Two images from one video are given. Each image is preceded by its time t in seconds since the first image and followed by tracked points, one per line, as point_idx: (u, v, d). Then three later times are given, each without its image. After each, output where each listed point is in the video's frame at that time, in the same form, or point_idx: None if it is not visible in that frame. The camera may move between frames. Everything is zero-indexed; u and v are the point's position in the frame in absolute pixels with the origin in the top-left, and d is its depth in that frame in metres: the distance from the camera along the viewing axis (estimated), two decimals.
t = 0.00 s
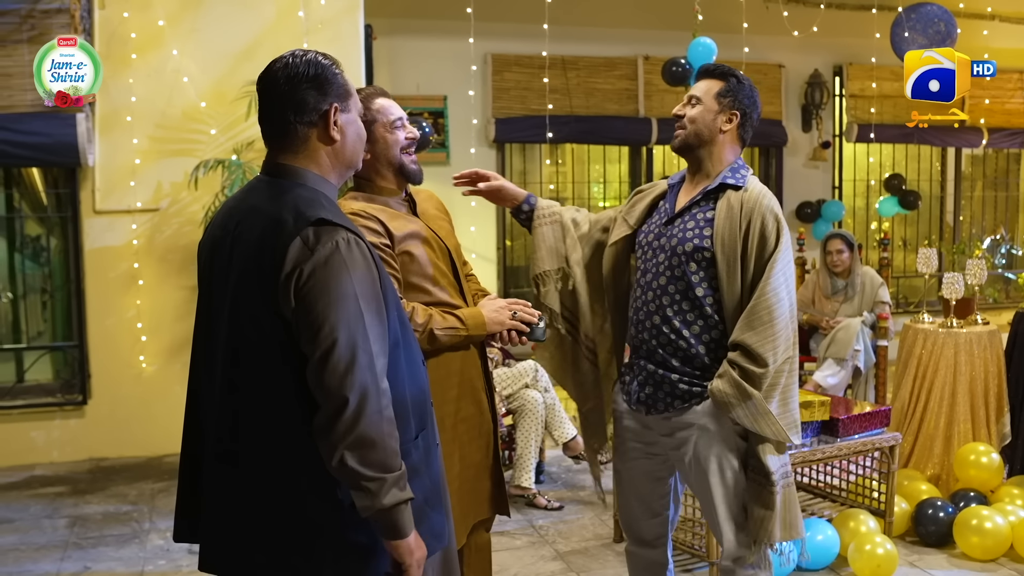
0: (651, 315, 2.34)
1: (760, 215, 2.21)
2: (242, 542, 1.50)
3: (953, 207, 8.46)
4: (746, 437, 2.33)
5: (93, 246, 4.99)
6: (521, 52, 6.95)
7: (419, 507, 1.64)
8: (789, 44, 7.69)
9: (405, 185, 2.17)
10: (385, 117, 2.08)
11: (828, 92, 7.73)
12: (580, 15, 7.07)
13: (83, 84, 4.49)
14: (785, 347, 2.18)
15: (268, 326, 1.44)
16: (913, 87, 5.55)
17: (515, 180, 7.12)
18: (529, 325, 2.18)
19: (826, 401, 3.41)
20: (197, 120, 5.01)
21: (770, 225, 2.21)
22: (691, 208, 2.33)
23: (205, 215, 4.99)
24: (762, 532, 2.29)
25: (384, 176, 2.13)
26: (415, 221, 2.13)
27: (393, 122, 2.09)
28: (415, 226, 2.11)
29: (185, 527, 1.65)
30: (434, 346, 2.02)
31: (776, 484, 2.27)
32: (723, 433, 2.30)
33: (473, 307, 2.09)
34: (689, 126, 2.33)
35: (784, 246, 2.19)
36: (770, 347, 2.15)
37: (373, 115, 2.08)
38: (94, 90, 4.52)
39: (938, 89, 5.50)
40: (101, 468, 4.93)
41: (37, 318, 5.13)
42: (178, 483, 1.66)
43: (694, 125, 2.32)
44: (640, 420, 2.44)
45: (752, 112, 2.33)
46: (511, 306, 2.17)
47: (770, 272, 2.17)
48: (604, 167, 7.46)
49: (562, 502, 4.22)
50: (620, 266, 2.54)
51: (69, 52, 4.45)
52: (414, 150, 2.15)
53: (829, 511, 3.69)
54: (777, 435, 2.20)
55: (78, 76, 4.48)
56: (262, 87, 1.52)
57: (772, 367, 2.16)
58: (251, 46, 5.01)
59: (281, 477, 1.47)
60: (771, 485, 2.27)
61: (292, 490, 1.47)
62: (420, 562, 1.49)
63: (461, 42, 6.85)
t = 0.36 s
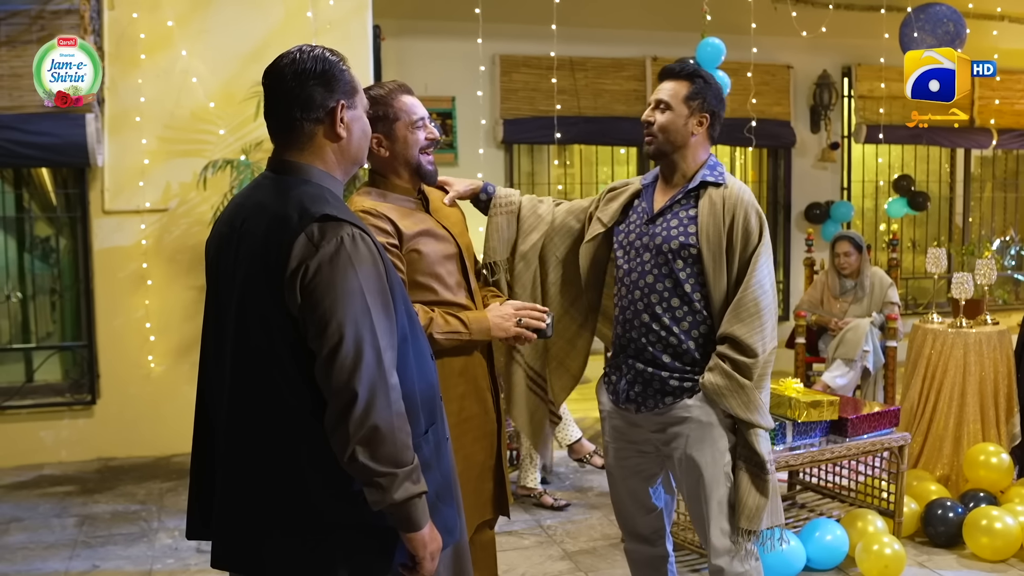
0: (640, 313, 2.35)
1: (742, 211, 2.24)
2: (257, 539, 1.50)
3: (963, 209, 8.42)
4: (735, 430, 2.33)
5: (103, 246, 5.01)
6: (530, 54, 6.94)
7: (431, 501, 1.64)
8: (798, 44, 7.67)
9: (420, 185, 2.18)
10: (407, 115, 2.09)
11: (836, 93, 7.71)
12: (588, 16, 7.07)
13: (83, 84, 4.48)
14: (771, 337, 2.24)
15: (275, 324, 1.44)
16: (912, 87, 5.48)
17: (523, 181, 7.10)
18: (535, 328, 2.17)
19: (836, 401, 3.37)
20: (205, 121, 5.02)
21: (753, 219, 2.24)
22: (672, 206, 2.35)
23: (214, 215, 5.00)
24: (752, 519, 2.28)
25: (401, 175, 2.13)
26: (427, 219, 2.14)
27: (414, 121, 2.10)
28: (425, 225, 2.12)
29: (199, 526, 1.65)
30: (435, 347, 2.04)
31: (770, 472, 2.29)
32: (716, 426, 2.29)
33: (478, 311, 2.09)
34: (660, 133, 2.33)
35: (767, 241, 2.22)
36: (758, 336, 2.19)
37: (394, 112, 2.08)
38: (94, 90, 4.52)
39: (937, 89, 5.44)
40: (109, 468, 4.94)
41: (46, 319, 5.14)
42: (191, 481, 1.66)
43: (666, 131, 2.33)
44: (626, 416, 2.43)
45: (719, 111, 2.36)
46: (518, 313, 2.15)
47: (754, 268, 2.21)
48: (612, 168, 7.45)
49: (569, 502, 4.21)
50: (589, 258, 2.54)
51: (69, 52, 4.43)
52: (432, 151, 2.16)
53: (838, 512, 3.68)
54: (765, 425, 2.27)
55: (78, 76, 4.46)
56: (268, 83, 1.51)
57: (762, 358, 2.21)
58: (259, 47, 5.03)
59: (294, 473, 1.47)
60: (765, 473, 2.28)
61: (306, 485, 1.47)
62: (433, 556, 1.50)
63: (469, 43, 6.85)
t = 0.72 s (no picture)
0: (618, 313, 2.36)
1: (710, 207, 2.24)
2: (258, 535, 1.50)
3: (964, 211, 8.42)
4: (721, 423, 2.32)
5: (104, 246, 5.01)
6: (532, 55, 6.95)
7: (431, 498, 1.64)
8: (799, 46, 7.68)
9: (436, 181, 2.19)
10: (426, 111, 2.10)
11: (837, 95, 7.71)
12: (589, 18, 7.07)
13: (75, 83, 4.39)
14: (751, 328, 2.23)
15: (275, 320, 1.45)
16: (913, 87, 5.67)
17: (524, 183, 7.11)
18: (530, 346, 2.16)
19: (837, 401, 3.36)
20: (207, 121, 5.03)
21: (721, 214, 2.25)
22: (642, 207, 2.34)
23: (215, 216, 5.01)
24: (744, 510, 2.29)
25: (417, 169, 2.15)
26: (436, 215, 2.15)
27: (434, 116, 2.11)
28: (431, 223, 2.12)
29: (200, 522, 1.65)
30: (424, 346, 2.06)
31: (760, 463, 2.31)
32: (702, 418, 2.29)
33: (473, 315, 2.08)
34: (620, 157, 2.31)
35: (736, 234, 2.23)
36: (735, 326, 2.19)
37: (414, 107, 2.09)
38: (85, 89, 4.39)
39: (938, 89, 5.61)
40: (111, 468, 4.94)
41: (48, 321, 5.14)
42: (191, 478, 1.66)
43: (624, 152, 2.31)
44: (617, 415, 2.44)
45: (670, 115, 2.31)
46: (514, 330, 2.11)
47: (727, 262, 2.21)
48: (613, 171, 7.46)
49: (570, 502, 4.21)
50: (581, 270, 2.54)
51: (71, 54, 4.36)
52: (450, 148, 2.17)
53: (839, 512, 3.68)
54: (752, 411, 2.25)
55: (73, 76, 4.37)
56: (267, 76, 1.52)
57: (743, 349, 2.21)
58: (261, 48, 5.04)
59: (293, 469, 1.47)
60: (754, 463, 2.30)
61: (307, 481, 1.47)
62: (431, 554, 1.50)
63: (470, 44, 6.86)
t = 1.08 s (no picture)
0: (602, 316, 2.35)
1: (682, 202, 2.23)
2: (252, 530, 1.50)
3: (962, 213, 8.44)
4: (711, 418, 2.33)
5: (103, 246, 5.01)
6: (530, 56, 6.95)
7: (427, 495, 1.64)
8: (798, 47, 7.68)
9: (458, 179, 2.19)
10: (462, 108, 2.09)
11: (836, 96, 7.72)
12: (588, 19, 7.08)
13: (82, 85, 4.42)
14: (732, 321, 2.21)
15: (270, 315, 1.45)
16: (913, 87, 5.66)
17: (523, 183, 7.12)
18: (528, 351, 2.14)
19: (836, 399, 3.37)
20: (206, 122, 5.03)
21: (693, 207, 2.23)
22: (614, 209, 2.33)
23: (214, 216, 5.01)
24: (736, 503, 2.28)
25: (444, 163, 2.15)
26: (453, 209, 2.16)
27: (468, 115, 2.10)
28: (444, 218, 2.13)
29: (194, 517, 1.65)
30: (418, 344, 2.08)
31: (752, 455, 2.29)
32: (690, 414, 2.30)
33: (467, 319, 2.08)
34: (587, 166, 2.29)
35: (711, 228, 2.21)
36: (717, 321, 2.17)
37: (450, 102, 2.09)
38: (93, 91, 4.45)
39: (937, 89, 5.61)
40: (109, 469, 4.94)
41: (46, 322, 5.14)
42: (185, 473, 1.66)
43: (590, 162, 2.28)
44: (608, 415, 2.44)
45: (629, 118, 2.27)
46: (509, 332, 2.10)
47: (704, 254, 2.19)
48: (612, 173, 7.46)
49: (569, 502, 4.21)
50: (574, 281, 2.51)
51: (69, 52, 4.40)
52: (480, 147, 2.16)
53: (838, 511, 3.68)
54: (743, 404, 2.22)
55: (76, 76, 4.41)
56: (266, 70, 1.52)
57: (725, 341, 2.19)
58: (260, 48, 5.04)
59: (288, 464, 1.47)
60: (746, 455, 2.27)
61: (301, 476, 1.47)
62: (425, 549, 1.50)
63: (469, 45, 6.87)
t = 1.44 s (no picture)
0: (595, 308, 2.39)
1: (681, 198, 2.20)
2: (251, 526, 1.49)
3: (962, 215, 8.43)
4: (692, 423, 2.31)
5: (103, 247, 5.01)
6: (530, 58, 6.95)
7: (426, 492, 1.64)
8: (798, 49, 7.68)
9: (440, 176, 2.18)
10: (438, 105, 2.09)
11: (836, 98, 7.72)
12: (588, 21, 7.09)
13: (83, 84, 4.44)
14: (715, 329, 2.16)
15: (267, 310, 1.45)
16: (912, 87, 5.62)
17: (523, 186, 7.13)
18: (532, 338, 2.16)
19: (836, 399, 3.37)
20: (206, 122, 5.03)
21: (691, 205, 2.19)
22: (622, 202, 2.36)
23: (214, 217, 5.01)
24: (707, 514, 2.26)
25: (425, 162, 2.15)
26: (441, 208, 2.15)
27: (444, 111, 2.11)
28: (438, 217, 2.12)
29: (192, 513, 1.64)
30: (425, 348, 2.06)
31: (724, 468, 2.25)
32: (667, 416, 2.31)
33: (473, 316, 2.08)
34: (608, 142, 2.35)
35: (706, 224, 2.16)
36: (696, 328, 2.13)
37: (425, 100, 2.09)
38: (93, 90, 4.47)
39: (937, 89, 5.58)
40: (109, 469, 4.93)
41: (46, 324, 5.14)
42: (185, 469, 1.66)
43: (611, 139, 2.34)
44: (597, 408, 2.47)
45: (658, 103, 2.32)
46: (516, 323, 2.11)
47: (691, 253, 2.14)
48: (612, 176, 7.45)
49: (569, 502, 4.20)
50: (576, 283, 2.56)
51: (68, 52, 4.39)
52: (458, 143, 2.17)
53: (839, 511, 3.68)
54: (717, 416, 2.18)
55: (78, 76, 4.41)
56: (264, 65, 1.52)
57: (702, 349, 2.13)
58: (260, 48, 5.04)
59: (286, 460, 1.47)
60: (716, 467, 2.24)
61: (299, 471, 1.47)
62: (422, 546, 1.49)
63: (469, 47, 6.86)
